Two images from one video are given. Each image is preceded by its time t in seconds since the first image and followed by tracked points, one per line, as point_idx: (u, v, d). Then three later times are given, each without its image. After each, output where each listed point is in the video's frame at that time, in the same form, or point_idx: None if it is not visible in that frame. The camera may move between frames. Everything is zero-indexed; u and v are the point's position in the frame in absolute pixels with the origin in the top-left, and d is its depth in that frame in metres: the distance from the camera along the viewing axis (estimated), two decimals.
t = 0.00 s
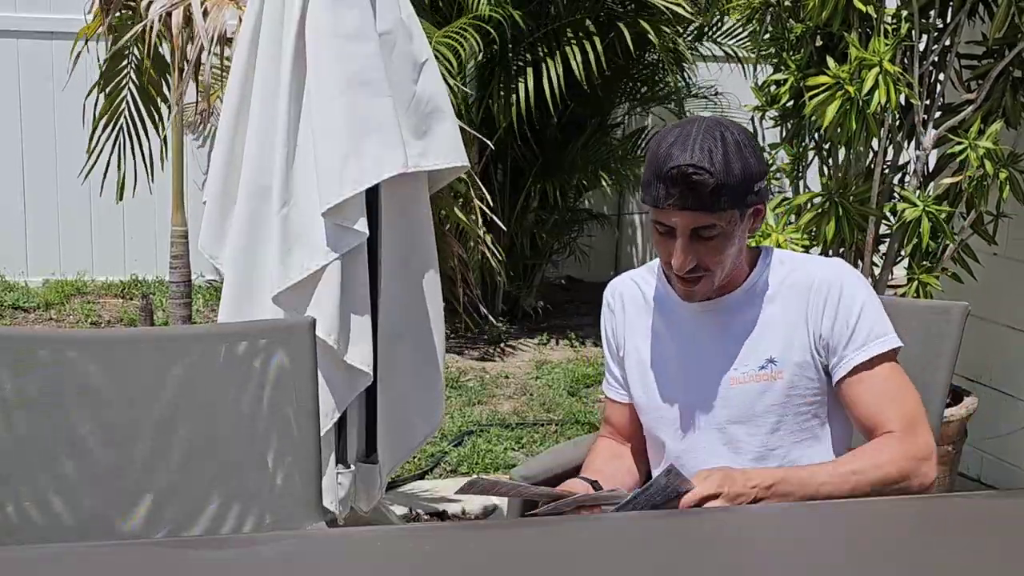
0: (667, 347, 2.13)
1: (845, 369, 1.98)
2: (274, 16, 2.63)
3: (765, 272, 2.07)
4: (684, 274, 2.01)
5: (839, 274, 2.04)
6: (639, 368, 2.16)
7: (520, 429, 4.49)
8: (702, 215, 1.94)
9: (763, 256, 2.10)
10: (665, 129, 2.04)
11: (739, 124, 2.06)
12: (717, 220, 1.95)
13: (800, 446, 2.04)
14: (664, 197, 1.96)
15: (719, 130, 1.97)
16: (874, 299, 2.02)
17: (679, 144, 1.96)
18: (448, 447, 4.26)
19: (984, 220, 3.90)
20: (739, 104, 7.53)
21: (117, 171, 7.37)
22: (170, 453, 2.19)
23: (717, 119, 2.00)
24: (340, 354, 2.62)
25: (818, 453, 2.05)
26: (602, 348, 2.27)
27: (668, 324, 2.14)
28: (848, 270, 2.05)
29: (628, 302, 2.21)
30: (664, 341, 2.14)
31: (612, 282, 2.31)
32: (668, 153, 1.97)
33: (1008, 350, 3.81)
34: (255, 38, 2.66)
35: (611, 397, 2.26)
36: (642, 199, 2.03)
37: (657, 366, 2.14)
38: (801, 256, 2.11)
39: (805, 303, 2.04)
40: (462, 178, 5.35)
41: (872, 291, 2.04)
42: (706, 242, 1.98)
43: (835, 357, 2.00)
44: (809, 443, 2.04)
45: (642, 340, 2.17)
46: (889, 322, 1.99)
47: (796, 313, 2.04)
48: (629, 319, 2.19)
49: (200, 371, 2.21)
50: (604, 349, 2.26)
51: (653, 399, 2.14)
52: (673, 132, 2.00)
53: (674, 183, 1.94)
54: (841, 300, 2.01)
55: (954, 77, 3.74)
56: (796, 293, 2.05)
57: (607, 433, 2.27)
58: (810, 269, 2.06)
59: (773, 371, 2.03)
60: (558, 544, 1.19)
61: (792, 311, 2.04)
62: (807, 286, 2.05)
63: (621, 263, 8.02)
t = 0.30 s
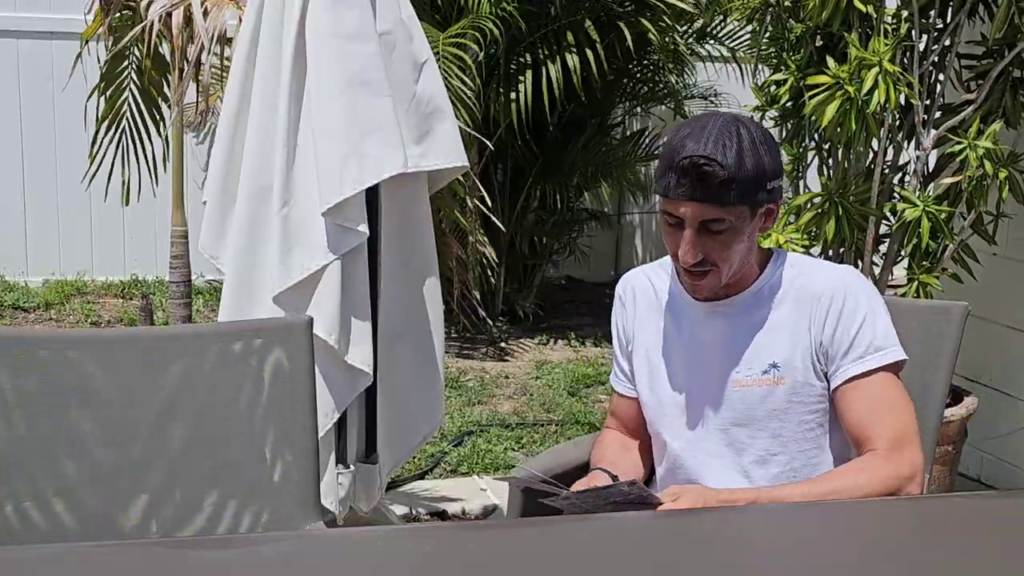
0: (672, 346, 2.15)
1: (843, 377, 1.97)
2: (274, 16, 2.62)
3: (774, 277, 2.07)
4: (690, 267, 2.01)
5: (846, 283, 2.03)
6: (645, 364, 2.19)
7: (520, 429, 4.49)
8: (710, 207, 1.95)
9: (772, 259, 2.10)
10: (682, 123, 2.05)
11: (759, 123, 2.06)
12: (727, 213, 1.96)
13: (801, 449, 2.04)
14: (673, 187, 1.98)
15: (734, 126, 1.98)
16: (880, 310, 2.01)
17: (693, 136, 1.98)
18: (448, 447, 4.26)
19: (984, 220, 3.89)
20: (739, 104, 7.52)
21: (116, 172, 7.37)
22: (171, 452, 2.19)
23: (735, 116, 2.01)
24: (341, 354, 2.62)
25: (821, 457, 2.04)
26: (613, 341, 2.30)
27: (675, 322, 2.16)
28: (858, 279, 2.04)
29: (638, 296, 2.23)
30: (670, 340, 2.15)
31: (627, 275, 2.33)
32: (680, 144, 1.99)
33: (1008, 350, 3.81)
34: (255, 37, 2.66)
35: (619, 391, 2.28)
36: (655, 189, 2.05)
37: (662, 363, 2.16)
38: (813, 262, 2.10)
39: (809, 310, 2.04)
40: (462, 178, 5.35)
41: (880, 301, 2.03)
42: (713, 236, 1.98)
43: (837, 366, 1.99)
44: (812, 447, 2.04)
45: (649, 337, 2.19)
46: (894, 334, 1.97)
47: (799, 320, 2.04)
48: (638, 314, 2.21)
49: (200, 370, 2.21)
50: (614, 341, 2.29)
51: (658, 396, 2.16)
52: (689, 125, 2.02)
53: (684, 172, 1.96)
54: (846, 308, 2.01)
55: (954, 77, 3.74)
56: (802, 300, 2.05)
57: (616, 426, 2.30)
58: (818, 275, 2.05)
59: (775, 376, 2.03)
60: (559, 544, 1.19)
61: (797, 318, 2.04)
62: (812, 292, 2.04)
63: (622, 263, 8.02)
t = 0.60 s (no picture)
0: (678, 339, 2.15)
1: (858, 395, 1.96)
2: (268, 15, 2.59)
3: (790, 282, 2.05)
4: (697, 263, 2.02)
5: (866, 296, 2.00)
6: (650, 355, 2.19)
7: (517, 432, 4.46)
8: (722, 203, 1.97)
9: (791, 266, 2.08)
10: (713, 120, 2.07)
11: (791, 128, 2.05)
12: (739, 213, 1.97)
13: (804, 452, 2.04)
14: (690, 178, 2.00)
15: (763, 127, 1.98)
16: (899, 326, 1.98)
17: (718, 131, 1.99)
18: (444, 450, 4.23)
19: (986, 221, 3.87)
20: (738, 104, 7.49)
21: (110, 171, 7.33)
22: (164, 453, 2.17)
23: (766, 118, 2.01)
24: (337, 356, 2.59)
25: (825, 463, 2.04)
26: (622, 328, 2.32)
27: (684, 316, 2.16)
28: (881, 294, 2.02)
29: (653, 285, 2.25)
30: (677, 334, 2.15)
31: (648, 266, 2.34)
32: (703, 138, 2.01)
33: (1009, 352, 3.79)
34: (248, 36, 2.63)
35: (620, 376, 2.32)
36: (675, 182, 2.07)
37: (666, 356, 2.16)
38: (833, 272, 2.07)
39: (826, 321, 2.01)
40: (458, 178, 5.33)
41: (899, 317, 2.01)
42: (724, 234, 1.99)
43: (852, 380, 1.97)
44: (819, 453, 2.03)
45: (657, 328, 2.19)
46: (911, 352, 1.95)
47: (815, 330, 2.02)
48: (650, 304, 2.23)
49: (193, 371, 2.18)
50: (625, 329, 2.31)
51: (660, 388, 2.16)
52: (717, 123, 2.03)
53: (702, 164, 1.97)
54: (865, 320, 1.98)
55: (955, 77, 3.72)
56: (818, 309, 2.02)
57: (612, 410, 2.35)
58: (838, 287, 2.03)
59: (785, 383, 2.01)
60: (558, 546, 1.17)
61: (812, 326, 2.02)
62: (830, 303, 2.02)
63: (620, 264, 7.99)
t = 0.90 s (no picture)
0: (694, 333, 2.12)
1: (880, 405, 1.93)
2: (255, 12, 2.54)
3: (817, 287, 2.04)
4: (738, 255, 1.98)
5: (893, 305, 1.98)
6: (662, 345, 2.16)
7: (508, 438, 4.40)
8: (777, 194, 1.94)
9: (818, 273, 2.06)
10: (766, 112, 2.05)
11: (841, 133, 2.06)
12: (793, 205, 1.95)
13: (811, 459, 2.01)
14: (746, 164, 1.96)
15: (824, 125, 1.97)
16: (926, 337, 1.97)
17: (778, 121, 1.97)
18: (435, 456, 4.17)
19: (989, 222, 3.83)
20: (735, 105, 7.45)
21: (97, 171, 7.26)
22: (148, 458, 2.11)
23: (825, 118, 2.01)
24: (325, 360, 2.53)
25: (836, 473, 2.02)
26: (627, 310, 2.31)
27: (703, 310, 2.13)
28: (906, 302, 2.00)
29: (670, 272, 2.23)
30: (693, 326, 2.13)
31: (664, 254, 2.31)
32: (761, 128, 1.98)
33: (1013, 356, 3.75)
34: (235, 33, 2.57)
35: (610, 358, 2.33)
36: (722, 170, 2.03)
37: (678, 346, 2.13)
38: (859, 279, 2.06)
39: (852, 331, 1.99)
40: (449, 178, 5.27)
41: (927, 329, 1.99)
42: (772, 226, 1.96)
43: (875, 391, 1.95)
44: (831, 462, 2.01)
45: (672, 319, 2.16)
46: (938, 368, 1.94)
47: (841, 337, 1.99)
48: (664, 293, 2.21)
49: (178, 375, 2.12)
50: (633, 313, 2.29)
51: (672, 381, 2.14)
52: (774, 115, 2.01)
53: (761, 152, 1.95)
54: (892, 329, 1.97)
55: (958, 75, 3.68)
56: (843, 314, 2.00)
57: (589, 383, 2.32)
58: (864, 295, 2.01)
59: (804, 391, 1.99)
60: (554, 554, 1.11)
61: (835, 332, 2.00)
62: (857, 312, 2.00)
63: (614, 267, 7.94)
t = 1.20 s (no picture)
0: (707, 332, 2.11)
1: (896, 419, 1.95)
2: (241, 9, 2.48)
3: (837, 296, 2.06)
4: (791, 254, 1.96)
5: (910, 316, 2.02)
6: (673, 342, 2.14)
7: (500, 444, 4.34)
8: (844, 197, 1.94)
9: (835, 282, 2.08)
10: (817, 114, 2.05)
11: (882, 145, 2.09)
12: (854, 211, 1.94)
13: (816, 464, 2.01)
14: (813, 162, 1.95)
15: (883, 137, 1.99)
16: (944, 351, 2.00)
17: (843, 124, 1.97)
18: (426, 463, 4.11)
19: (992, 223, 3.79)
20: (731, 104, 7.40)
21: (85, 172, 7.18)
22: (131, 464, 2.06)
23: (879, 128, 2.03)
24: (315, 364, 2.47)
25: (843, 485, 2.02)
26: (622, 293, 2.27)
27: (716, 307, 2.12)
28: (924, 312, 2.04)
29: (680, 265, 2.20)
30: (705, 324, 2.12)
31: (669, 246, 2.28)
32: (826, 128, 1.98)
33: (1016, 359, 3.70)
34: (220, 31, 2.52)
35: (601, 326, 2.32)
36: (776, 166, 2.01)
37: (690, 344, 2.11)
38: (872, 287, 2.09)
39: (871, 342, 2.00)
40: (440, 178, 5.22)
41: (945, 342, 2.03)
42: (829, 230, 1.96)
43: (890, 404, 1.97)
44: (839, 473, 2.01)
45: (685, 317, 2.14)
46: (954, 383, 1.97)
47: (859, 346, 2.00)
48: (675, 287, 2.18)
49: (162, 379, 2.07)
50: (634, 300, 2.26)
51: (679, 378, 2.11)
52: (833, 118, 2.01)
53: (832, 153, 1.94)
54: (912, 340, 2.00)
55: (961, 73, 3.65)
56: (858, 323, 2.03)
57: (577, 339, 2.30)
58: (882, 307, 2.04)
59: (820, 401, 1.98)
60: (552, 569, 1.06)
61: (852, 341, 2.01)
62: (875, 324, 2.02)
63: (609, 270, 7.85)
